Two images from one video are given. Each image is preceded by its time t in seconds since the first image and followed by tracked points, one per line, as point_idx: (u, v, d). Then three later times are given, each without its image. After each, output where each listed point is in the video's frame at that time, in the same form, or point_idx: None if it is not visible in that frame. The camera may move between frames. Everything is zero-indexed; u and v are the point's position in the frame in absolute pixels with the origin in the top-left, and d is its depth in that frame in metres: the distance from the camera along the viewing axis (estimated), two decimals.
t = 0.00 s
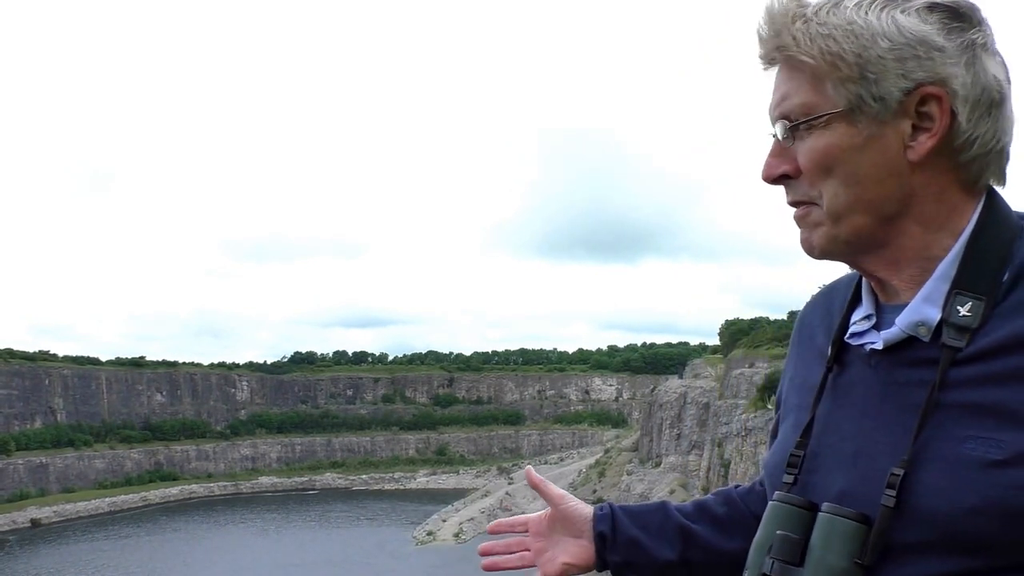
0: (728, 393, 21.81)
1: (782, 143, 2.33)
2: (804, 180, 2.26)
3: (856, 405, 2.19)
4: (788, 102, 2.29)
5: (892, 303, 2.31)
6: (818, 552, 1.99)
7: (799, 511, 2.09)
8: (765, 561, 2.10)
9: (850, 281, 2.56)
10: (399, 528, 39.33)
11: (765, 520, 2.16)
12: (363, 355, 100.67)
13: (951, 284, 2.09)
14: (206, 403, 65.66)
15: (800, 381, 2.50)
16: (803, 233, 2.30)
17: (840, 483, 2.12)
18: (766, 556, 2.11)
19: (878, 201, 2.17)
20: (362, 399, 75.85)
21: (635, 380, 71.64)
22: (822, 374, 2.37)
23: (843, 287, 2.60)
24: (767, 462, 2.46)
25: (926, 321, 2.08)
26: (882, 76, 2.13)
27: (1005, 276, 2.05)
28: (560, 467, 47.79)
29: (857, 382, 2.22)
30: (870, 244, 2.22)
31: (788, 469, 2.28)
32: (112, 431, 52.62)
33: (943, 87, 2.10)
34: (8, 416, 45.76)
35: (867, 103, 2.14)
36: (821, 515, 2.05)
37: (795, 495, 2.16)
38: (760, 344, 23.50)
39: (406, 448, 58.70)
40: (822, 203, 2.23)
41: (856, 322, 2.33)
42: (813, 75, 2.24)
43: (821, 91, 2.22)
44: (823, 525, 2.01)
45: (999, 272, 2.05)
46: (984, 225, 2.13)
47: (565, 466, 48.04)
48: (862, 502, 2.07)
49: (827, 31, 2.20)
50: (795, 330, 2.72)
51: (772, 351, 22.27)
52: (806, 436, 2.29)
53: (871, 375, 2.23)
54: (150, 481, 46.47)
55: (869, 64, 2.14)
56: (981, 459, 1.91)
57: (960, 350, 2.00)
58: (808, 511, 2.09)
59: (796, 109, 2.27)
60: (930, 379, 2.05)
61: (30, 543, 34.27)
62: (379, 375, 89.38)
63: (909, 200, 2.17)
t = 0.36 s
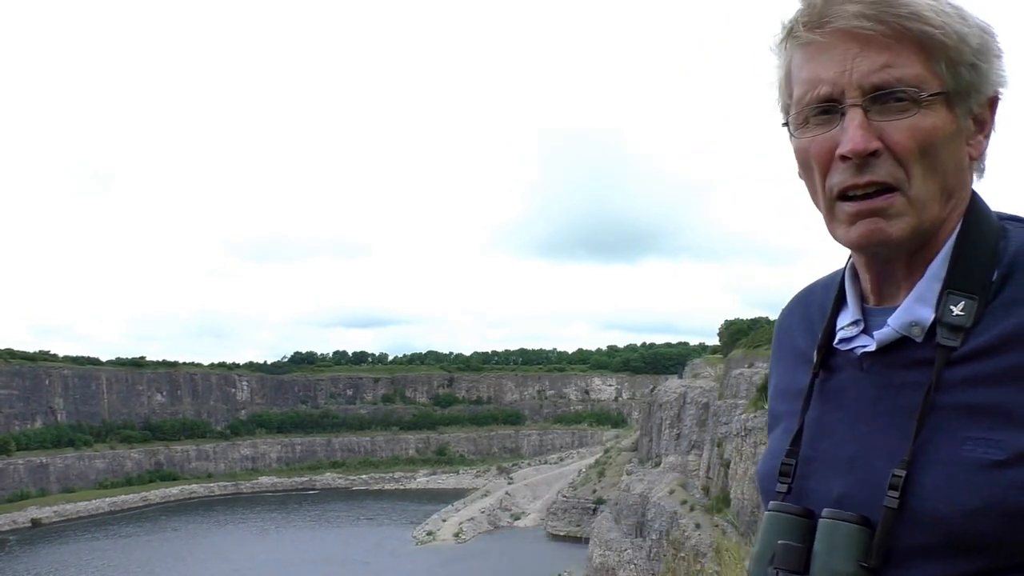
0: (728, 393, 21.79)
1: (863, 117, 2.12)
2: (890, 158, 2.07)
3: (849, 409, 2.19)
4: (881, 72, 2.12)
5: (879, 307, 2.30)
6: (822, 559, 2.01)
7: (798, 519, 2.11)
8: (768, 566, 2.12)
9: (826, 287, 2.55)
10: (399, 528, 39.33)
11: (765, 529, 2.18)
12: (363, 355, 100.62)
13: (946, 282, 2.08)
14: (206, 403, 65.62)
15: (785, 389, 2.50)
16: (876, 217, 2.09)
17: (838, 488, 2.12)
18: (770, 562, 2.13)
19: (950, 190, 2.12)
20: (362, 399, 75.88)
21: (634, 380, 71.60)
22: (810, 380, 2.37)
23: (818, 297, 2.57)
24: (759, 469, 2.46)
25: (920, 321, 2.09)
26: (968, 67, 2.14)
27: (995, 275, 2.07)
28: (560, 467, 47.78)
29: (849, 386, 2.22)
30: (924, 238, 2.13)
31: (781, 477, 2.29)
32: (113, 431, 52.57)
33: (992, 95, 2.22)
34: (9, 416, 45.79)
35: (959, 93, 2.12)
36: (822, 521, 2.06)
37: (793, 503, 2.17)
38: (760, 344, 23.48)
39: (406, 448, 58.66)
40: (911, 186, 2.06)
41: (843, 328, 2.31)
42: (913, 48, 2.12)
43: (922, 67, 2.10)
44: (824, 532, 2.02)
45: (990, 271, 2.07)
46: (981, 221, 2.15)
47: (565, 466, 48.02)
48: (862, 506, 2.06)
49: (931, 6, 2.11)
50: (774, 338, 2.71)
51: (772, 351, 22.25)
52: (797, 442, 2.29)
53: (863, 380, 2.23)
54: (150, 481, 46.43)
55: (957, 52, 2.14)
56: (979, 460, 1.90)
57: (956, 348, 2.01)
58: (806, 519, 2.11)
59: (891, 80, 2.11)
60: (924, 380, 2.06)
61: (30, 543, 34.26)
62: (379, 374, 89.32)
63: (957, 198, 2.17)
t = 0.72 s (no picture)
0: (728, 393, 21.78)
1: (873, 120, 2.13)
2: (897, 162, 2.08)
3: (853, 410, 2.18)
4: (891, 77, 2.13)
5: (878, 308, 2.28)
6: (838, 562, 1.98)
7: (808, 523, 2.09)
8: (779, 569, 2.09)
9: (818, 287, 2.54)
10: (399, 528, 39.35)
11: (770, 533, 2.14)
12: (362, 355, 100.68)
13: (949, 282, 2.09)
14: (206, 403, 65.66)
15: (776, 391, 2.47)
16: (882, 219, 2.09)
17: (845, 490, 2.11)
18: (781, 565, 2.09)
19: (953, 195, 2.14)
20: (362, 400, 75.91)
21: (634, 381, 71.65)
22: (807, 381, 2.34)
23: (805, 299, 2.54)
24: (752, 471, 2.43)
25: (924, 322, 2.09)
26: (972, 70, 2.16)
27: (993, 277, 2.09)
28: (559, 467, 47.81)
29: (851, 388, 2.20)
30: (925, 241, 2.14)
31: (783, 480, 2.26)
32: (113, 431, 52.62)
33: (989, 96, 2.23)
34: (9, 416, 45.82)
35: (965, 97, 2.15)
36: (836, 524, 2.03)
37: (799, 505, 2.15)
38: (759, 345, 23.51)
39: (406, 448, 58.72)
40: (918, 190, 2.07)
41: (843, 328, 2.28)
42: (920, 52, 2.14)
43: (930, 71, 2.12)
44: (836, 533, 2.00)
45: (989, 272, 2.09)
46: (975, 226, 2.16)
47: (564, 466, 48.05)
48: (872, 507, 2.06)
49: (940, 7, 2.12)
50: (757, 338, 2.68)
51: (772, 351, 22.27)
52: (798, 444, 2.26)
53: (865, 381, 2.21)
54: (150, 481, 46.45)
55: (961, 57, 2.16)
56: (992, 460, 1.91)
57: (961, 350, 2.01)
58: (817, 522, 2.09)
59: (898, 85, 2.12)
60: (931, 380, 2.06)
61: (30, 543, 34.26)
62: (378, 374, 89.37)
63: (959, 203, 2.18)
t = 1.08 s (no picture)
0: (727, 394, 21.77)
1: (876, 122, 2.13)
2: (900, 165, 2.09)
3: (857, 412, 2.17)
4: (892, 80, 2.13)
5: (880, 310, 2.29)
6: (853, 563, 1.96)
7: (817, 523, 2.07)
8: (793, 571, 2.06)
9: (818, 289, 2.54)
10: (398, 528, 39.37)
11: (781, 534, 2.12)
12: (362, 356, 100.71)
13: (952, 286, 2.10)
14: (206, 404, 65.75)
15: (777, 392, 2.46)
16: (887, 221, 2.10)
17: (852, 491, 2.10)
18: (795, 567, 2.06)
19: (955, 197, 2.15)
20: (361, 401, 75.91)
21: (633, 382, 71.69)
22: (810, 384, 2.33)
23: (810, 300, 2.54)
24: (755, 473, 2.42)
25: (929, 326, 2.09)
26: (973, 73, 2.17)
27: (996, 278, 2.10)
28: (559, 468, 47.83)
29: (855, 391, 2.19)
30: (929, 243, 2.14)
31: (790, 480, 2.24)
32: (113, 431, 52.70)
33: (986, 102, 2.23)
34: (8, 416, 45.83)
35: (966, 98, 2.15)
36: (848, 524, 2.02)
37: (808, 507, 2.13)
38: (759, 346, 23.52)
39: (406, 449, 58.77)
40: (923, 191, 2.08)
41: (846, 331, 2.28)
42: (923, 53, 2.14)
43: (931, 74, 2.12)
44: (849, 534, 1.98)
45: (990, 273, 2.10)
46: (977, 229, 2.17)
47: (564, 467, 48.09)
48: (882, 507, 2.05)
49: (939, 11, 2.13)
50: (756, 339, 2.67)
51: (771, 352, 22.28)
52: (804, 446, 2.24)
53: (870, 383, 2.20)
54: (150, 481, 46.51)
55: (961, 61, 2.16)
56: (1003, 462, 1.91)
57: (967, 352, 2.01)
58: (824, 524, 2.08)
59: (898, 89, 2.13)
60: (939, 382, 2.05)
61: (30, 543, 34.27)
62: (378, 375, 89.39)
63: (960, 206, 2.19)
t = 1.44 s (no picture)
0: (725, 395, 21.83)
1: (879, 127, 2.13)
2: (903, 167, 2.09)
3: (863, 412, 2.15)
4: (896, 86, 2.14)
5: (880, 313, 2.28)
6: (870, 563, 1.93)
7: (829, 522, 2.03)
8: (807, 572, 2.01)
9: (815, 292, 2.53)
10: (398, 528, 39.37)
11: (792, 534, 2.08)
12: (362, 357, 100.82)
13: (955, 290, 2.10)
14: (206, 404, 65.84)
15: (777, 392, 2.43)
16: (892, 222, 2.10)
17: (861, 490, 2.08)
18: (808, 568, 2.02)
19: (957, 201, 2.15)
20: (361, 401, 75.88)
21: (633, 382, 71.77)
22: (812, 386, 2.30)
23: (810, 302, 2.52)
24: (756, 474, 2.38)
25: (935, 328, 2.08)
26: (972, 80, 2.16)
27: (998, 281, 2.11)
28: (558, 468, 47.87)
29: (860, 392, 2.17)
30: (931, 245, 2.14)
31: (798, 480, 2.20)
32: (112, 432, 52.76)
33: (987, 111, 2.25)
34: (8, 416, 45.84)
35: (965, 106, 2.15)
36: (863, 522, 1.99)
37: (818, 507, 2.10)
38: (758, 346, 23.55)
39: (405, 449, 58.84)
40: (925, 195, 2.08)
41: (849, 332, 2.26)
42: (924, 62, 2.14)
43: (933, 80, 2.13)
44: (866, 533, 1.95)
45: (992, 277, 2.11)
46: (977, 234, 2.18)
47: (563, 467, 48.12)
48: (895, 506, 2.02)
49: (940, 18, 2.13)
50: (750, 342, 2.64)
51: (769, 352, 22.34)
52: (809, 447, 2.21)
53: (873, 384, 2.19)
54: (150, 481, 46.55)
55: (961, 67, 2.17)
56: (1013, 462, 1.91)
57: (973, 353, 2.01)
58: (836, 523, 2.04)
59: (900, 94, 2.13)
60: (946, 383, 2.05)
61: (30, 543, 34.30)
62: (378, 375, 89.48)
63: (960, 210, 2.20)
